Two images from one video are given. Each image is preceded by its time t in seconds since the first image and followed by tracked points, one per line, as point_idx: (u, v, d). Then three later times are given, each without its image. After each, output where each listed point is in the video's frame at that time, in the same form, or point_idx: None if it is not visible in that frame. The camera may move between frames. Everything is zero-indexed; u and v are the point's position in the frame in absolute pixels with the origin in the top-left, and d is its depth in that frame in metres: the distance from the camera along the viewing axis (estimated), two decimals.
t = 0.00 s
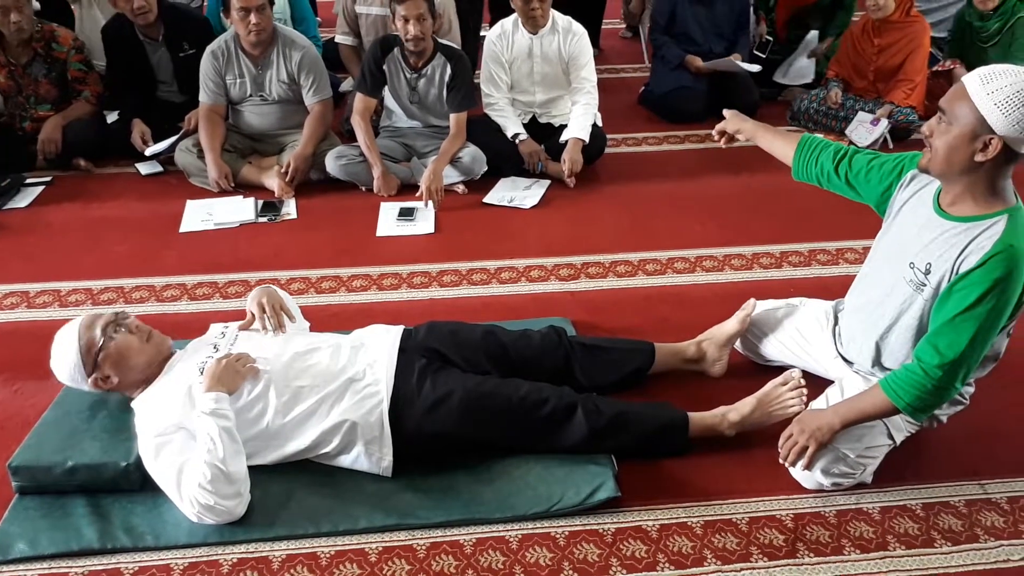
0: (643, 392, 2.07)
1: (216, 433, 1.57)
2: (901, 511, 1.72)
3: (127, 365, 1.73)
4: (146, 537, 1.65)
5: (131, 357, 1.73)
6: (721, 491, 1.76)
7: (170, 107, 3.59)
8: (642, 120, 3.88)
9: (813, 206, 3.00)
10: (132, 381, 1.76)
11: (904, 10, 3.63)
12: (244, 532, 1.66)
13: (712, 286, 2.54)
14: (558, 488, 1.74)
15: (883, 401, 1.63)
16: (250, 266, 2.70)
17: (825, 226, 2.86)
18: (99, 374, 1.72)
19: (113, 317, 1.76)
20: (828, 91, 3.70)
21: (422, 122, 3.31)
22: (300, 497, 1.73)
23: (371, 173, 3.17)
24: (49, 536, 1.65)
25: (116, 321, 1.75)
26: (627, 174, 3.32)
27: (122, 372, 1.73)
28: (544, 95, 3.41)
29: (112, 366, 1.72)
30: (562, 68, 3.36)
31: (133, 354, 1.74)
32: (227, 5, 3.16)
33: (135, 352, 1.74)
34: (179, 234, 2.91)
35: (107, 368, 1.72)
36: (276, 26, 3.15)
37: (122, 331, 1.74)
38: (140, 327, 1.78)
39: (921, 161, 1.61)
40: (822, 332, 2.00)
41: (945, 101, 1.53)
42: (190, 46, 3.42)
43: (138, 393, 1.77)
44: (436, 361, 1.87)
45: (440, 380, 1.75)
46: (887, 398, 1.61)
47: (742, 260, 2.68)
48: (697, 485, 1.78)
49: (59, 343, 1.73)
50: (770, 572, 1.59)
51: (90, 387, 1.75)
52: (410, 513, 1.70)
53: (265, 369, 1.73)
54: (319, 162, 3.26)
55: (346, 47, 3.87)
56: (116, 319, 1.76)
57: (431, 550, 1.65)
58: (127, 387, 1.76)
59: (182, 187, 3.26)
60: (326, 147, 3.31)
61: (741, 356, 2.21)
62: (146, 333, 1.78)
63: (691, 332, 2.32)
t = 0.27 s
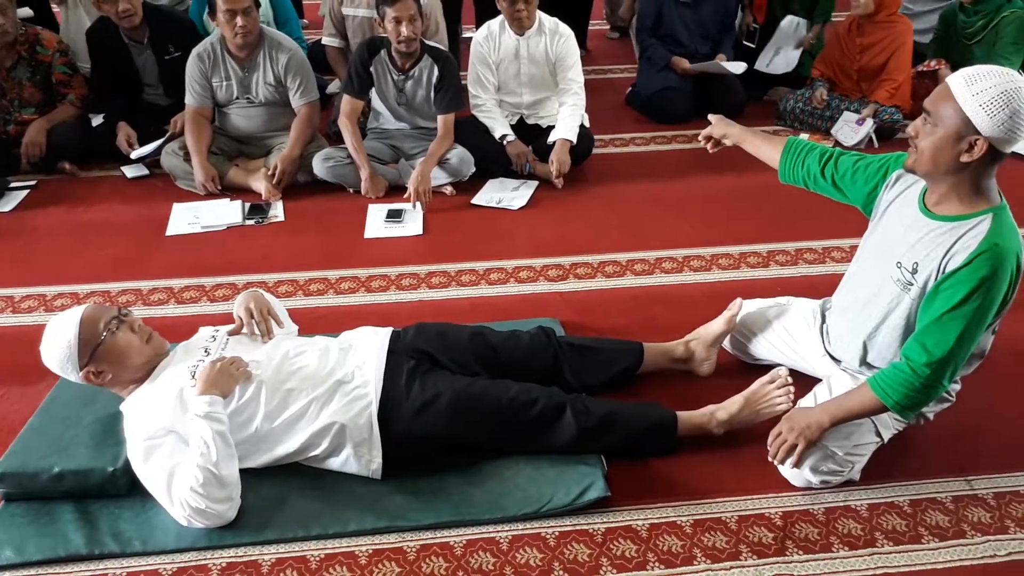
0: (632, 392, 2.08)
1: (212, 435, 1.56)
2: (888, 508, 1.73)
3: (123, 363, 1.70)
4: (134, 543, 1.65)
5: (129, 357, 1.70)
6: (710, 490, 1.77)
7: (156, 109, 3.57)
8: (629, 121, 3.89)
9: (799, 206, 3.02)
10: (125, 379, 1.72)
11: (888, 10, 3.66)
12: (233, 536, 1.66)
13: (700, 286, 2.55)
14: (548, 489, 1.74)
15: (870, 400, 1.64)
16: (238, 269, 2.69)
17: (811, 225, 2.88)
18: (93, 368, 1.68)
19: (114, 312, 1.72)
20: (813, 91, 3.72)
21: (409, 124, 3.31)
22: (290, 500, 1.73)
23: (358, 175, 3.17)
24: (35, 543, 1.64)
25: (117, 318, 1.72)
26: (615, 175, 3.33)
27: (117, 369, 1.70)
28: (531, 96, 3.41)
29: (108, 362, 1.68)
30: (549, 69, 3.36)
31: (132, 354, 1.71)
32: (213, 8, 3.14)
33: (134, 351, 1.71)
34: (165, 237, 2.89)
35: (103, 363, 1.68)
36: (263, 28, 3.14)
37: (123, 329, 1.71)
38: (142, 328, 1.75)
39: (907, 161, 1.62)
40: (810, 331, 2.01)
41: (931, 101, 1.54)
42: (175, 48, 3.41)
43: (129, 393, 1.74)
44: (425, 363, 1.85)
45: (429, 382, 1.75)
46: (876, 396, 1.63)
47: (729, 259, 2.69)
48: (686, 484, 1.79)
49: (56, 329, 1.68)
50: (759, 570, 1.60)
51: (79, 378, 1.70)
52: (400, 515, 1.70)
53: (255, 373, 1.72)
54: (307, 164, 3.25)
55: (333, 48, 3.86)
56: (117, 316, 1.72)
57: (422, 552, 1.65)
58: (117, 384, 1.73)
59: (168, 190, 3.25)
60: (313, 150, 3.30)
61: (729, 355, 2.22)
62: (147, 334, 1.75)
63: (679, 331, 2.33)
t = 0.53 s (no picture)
0: (622, 389, 2.09)
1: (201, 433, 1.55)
2: (878, 502, 1.74)
3: (110, 365, 1.69)
4: (124, 545, 1.63)
5: (116, 358, 1.69)
6: (701, 486, 1.78)
7: (142, 109, 3.54)
8: (617, 119, 3.90)
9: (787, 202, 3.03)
10: (113, 381, 1.71)
11: (875, 7, 3.67)
12: (224, 537, 1.65)
13: (689, 283, 2.56)
14: (540, 487, 1.74)
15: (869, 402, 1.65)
16: (225, 269, 2.67)
17: (799, 222, 2.89)
18: (79, 371, 1.67)
19: (100, 313, 1.71)
20: (800, 88, 3.74)
21: (398, 122, 3.30)
22: (281, 501, 1.72)
23: (347, 174, 3.15)
24: (23, 546, 1.63)
25: (103, 319, 1.70)
26: (604, 173, 3.33)
27: (105, 371, 1.69)
28: (520, 94, 3.41)
29: (95, 364, 1.67)
30: (538, 67, 3.36)
31: (119, 356, 1.69)
32: (199, 6, 3.12)
33: (120, 353, 1.70)
34: (152, 237, 2.87)
35: (89, 365, 1.66)
36: (249, 27, 3.12)
37: (109, 330, 1.70)
38: (128, 328, 1.74)
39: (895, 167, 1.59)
40: (800, 327, 2.03)
41: (916, 108, 1.50)
42: (161, 47, 3.38)
43: (117, 395, 1.73)
44: (416, 361, 1.84)
45: (420, 381, 1.75)
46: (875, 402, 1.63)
47: (718, 256, 2.70)
48: (678, 480, 1.79)
49: (42, 331, 1.66)
50: (750, 565, 1.60)
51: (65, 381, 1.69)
52: (392, 514, 1.69)
53: (244, 373, 1.71)
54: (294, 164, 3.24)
55: (320, 47, 3.84)
56: (103, 317, 1.71)
57: (414, 551, 1.65)
58: (105, 386, 1.71)
59: (155, 190, 3.22)
60: (301, 149, 3.28)
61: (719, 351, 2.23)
62: (134, 334, 1.73)
63: (669, 328, 2.34)
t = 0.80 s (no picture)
0: (615, 388, 2.09)
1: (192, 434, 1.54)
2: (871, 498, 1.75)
3: (100, 367, 1.67)
4: (116, 548, 1.62)
5: (105, 360, 1.68)
6: (695, 484, 1.78)
7: (130, 110, 3.51)
8: (607, 118, 3.90)
9: (777, 200, 3.04)
10: (103, 384, 1.70)
11: (864, 5, 3.69)
12: (217, 539, 1.64)
13: (681, 281, 2.56)
14: (534, 486, 1.74)
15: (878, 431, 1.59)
16: (216, 270, 2.66)
17: (790, 220, 2.90)
18: (69, 373, 1.65)
19: (88, 315, 1.70)
20: (789, 87, 3.75)
21: (388, 122, 3.29)
22: (274, 503, 1.71)
23: (337, 174, 3.14)
24: (14, 550, 1.61)
25: (91, 321, 1.69)
26: (595, 172, 3.33)
27: (94, 373, 1.67)
28: (510, 94, 3.41)
29: (85, 366, 1.66)
30: (528, 66, 3.36)
31: (108, 358, 1.68)
32: (187, 6, 3.11)
33: (109, 355, 1.68)
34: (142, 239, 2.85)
35: (78, 367, 1.65)
36: (238, 27, 3.10)
37: (97, 332, 1.68)
38: (117, 330, 1.73)
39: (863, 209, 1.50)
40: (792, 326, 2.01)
41: (872, 150, 1.41)
42: (148, 48, 3.36)
43: (107, 397, 1.72)
44: (408, 362, 1.84)
45: (413, 381, 1.74)
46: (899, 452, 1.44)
47: (710, 255, 2.71)
48: (672, 478, 1.79)
49: (30, 333, 1.65)
50: (745, 562, 1.61)
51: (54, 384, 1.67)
52: (386, 515, 1.69)
53: (236, 374, 1.70)
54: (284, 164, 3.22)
55: (309, 47, 3.82)
56: (91, 319, 1.70)
57: (408, 551, 1.64)
58: (94, 389, 1.70)
59: (143, 191, 3.20)
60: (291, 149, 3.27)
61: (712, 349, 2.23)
62: (123, 336, 1.72)
63: (661, 326, 2.34)
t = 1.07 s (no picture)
0: (612, 387, 2.08)
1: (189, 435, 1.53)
2: (869, 495, 1.75)
3: (93, 368, 1.66)
4: (111, 551, 1.61)
5: (99, 362, 1.66)
6: (692, 482, 1.78)
7: (121, 110, 3.49)
8: (601, 117, 3.90)
9: (772, 199, 3.04)
10: (96, 385, 1.69)
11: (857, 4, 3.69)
12: (213, 541, 1.63)
13: (677, 280, 2.56)
14: (532, 485, 1.73)
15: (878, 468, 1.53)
16: (209, 270, 2.64)
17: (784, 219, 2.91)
18: (62, 375, 1.63)
19: (81, 316, 1.68)
20: (782, 86, 3.76)
21: (381, 122, 3.27)
22: (271, 504, 1.70)
23: (330, 174, 3.13)
24: (8, 554, 1.60)
25: (84, 322, 1.67)
26: (589, 171, 3.33)
27: (87, 375, 1.66)
28: (504, 93, 3.40)
29: (78, 368, 1.64)
30: (521, 65, 3.36)
31: (102, 359, 1.67)
32: (178, 6, 3.09)
33: (103, 356, 1.67)
34: (134, 240, 2.83)
35: (72, 369, 1.63)
36: (231, 26, 3.08)
37: (91, 333, 1.67)
38: (110, 331, 1.71)
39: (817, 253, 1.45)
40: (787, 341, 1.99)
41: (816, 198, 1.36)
42: (140, 48, 3.34)
43: (100, 398, 1.71)
44: (405, 362, 1.83)
45: (409, 381, 1.73)
46: (894, 491, 1.43)
47: (705, 253, 2.71)
48: (669, 477, 1.79)
49: (22, 335, 1.63)
50: (743, 561, 1.61)
51: (47, 387, 1.65)
52: (384, 515, 1.68)
53: (233, 375, 1.69)
54: (278, 164, 3.21)
55: (301, 47, 3.81)
56: (85, 320, 1.68)
57: (407, 552, 1.63)
58: (88, 391, 1.69)
59: (135, 192, 3.18)
60: (284, 149, 3.26)
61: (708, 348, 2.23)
62: (117, 337, 1.71)
63: (657, 325, 2.35)
